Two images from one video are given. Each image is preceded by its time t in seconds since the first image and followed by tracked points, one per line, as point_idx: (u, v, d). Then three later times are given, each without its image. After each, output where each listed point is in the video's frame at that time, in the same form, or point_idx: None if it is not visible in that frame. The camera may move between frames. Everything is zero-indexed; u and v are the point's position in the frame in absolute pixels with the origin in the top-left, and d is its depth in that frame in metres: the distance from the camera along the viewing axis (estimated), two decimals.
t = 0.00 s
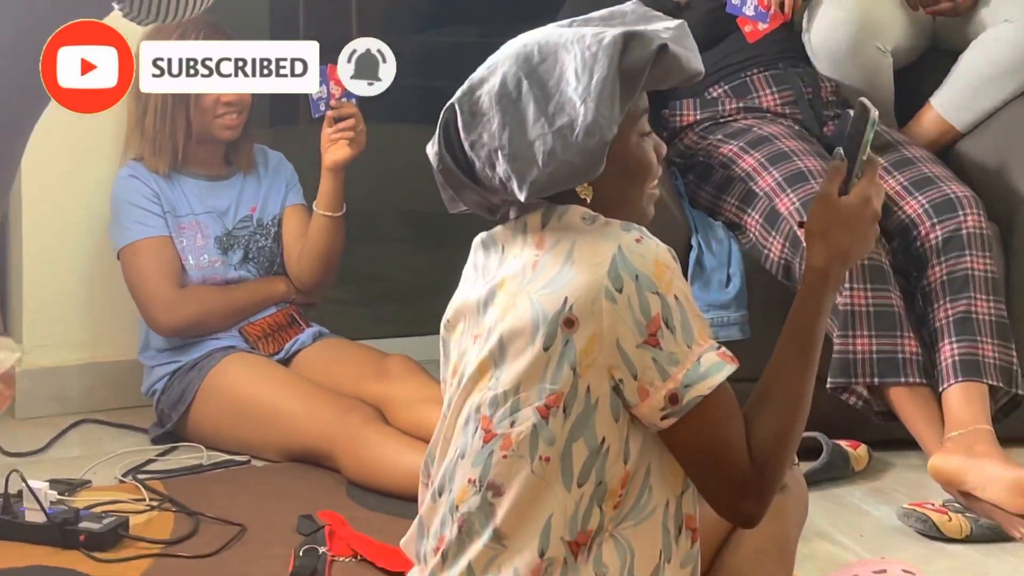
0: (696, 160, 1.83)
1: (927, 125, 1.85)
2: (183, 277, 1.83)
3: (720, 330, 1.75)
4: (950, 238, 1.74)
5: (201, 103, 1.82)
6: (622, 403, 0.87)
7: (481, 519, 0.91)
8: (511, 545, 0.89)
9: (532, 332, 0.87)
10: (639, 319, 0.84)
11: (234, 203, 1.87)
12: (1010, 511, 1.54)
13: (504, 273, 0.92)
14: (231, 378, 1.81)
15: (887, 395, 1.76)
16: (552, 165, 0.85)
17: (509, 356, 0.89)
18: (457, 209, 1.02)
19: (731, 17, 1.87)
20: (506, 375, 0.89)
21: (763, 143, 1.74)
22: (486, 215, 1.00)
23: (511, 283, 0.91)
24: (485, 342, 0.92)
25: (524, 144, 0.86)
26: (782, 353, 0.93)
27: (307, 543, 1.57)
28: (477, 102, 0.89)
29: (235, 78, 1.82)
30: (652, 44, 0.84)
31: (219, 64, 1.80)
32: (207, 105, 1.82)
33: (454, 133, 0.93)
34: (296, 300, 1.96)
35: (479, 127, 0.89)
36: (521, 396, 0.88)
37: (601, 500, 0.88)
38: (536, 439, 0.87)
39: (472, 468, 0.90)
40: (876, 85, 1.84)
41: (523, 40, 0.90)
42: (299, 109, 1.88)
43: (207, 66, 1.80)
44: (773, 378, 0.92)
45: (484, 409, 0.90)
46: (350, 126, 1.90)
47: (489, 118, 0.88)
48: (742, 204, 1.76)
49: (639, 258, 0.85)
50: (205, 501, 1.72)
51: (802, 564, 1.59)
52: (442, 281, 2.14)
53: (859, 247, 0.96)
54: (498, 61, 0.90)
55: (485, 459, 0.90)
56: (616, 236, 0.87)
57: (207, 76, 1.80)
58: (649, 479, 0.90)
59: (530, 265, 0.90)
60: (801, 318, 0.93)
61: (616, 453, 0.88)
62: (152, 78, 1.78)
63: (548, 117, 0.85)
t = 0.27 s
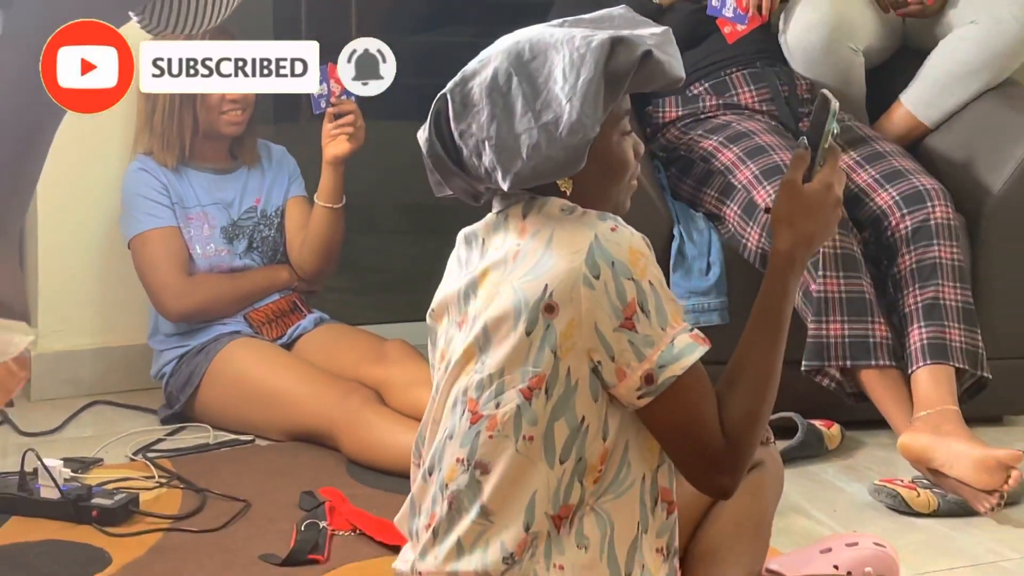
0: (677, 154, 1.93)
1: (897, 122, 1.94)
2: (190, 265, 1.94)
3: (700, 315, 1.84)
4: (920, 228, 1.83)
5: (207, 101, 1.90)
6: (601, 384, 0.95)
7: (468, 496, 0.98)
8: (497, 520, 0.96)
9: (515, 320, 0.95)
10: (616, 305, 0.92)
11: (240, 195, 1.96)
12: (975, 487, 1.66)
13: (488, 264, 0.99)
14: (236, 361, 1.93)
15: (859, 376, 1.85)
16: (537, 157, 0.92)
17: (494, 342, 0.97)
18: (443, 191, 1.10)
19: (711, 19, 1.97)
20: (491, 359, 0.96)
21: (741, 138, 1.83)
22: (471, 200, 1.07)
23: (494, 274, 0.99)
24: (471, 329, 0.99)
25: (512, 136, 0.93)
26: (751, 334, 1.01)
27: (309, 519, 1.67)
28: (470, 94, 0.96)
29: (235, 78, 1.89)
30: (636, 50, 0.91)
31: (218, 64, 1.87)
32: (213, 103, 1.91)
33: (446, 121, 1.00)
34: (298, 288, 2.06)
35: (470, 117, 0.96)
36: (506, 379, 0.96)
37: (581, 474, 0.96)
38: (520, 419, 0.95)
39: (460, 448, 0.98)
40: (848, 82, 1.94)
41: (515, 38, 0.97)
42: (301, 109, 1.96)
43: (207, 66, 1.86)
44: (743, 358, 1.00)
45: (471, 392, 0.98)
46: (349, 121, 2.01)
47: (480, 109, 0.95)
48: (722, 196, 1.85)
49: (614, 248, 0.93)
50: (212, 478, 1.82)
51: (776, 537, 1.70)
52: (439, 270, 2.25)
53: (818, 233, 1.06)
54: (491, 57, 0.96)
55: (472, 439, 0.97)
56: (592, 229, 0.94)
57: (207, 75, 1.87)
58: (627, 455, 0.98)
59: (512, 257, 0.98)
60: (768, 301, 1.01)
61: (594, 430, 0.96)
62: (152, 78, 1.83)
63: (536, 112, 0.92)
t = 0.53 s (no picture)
0: (663, 149, 2.03)
1: (869, 119, 2.06)
2: (202, 255, 2.03)
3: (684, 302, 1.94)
4: (892, 219, 1.93)
5: (217, 100, 2.00)
6: (590, 365, 0.98)
7: (465, 474, 1.01)
8: (492, 495, 0.99)
9: (509, 305, 0.98)
10: (604, 291, 0.95)
11: (248, 188, 2.07)
12: (944, 464, 1.76)
13: (481, 253, 1.02)
14: (246, 347, 2.01)
15: (835, 359, 1.96)
16: (530, 155, 0.94)
17: (488, 326, 1.00)
18: (438, 179, 1.13)
19: (694, 22, 2.07)
20: (486, 343, 1.00)
21: (723, 134, 1.94)
22: (464, 189, 1.11)
23: (488, 262, 1.02)
24: (466, 315, 1.02)
25: (506, 132, 0.95)
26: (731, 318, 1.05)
27: (314, 494, 1.78)
28: (467, 90, 0.98)
29: (235, 77, 1.99)
30: (629, 57, 0.93)
31: (218, 63, 1.95)
32: (223, 102, 2.01)
33: (445, 116, 1.03)
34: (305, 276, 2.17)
35: (467, 113, 0.98)
36: (501, 362, 0.99)
37: (572, 451, 1.00)
38: (514, 400, 0.98)
39: (457, 427, 1.01)
40: (824, 80, 2.06)
41: (513, 38, 0.99)
42: (307, 107, 2.07)
43: (208, 66, 1.95)
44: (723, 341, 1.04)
45: (467, 373, 1.01)
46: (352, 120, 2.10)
47: (476, 106, 0.97)
48: (704, 188, 1.96)
49: (602, 236, 0.97)
50: (223, 456, 1.93)
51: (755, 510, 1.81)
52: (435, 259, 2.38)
53: (796, 221, 1.11)
54: (489, 55, 0.98)
55: (469, 419, 1.01)
56: (581, 218, 0.98)
57: (207, 76, 1.96)
58: (615, 433, 1.02)
59: (505, 245, 1.01)
60: (749, 288, 1.06)
61: (584, 409, 0.99)
62: (152, 78, 1.93)
63: (530, 111, 0.94)
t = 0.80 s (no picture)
0: (652, 146, 2.16)
1: (846, 118, 2.17)
2: (216, 247, 2.15)
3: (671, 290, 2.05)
4: (868, 211, 2.05)
5: (231, 99, 2.12)
6: (583, 348, 1.06)
7: (465, 452, 1.08)
8: (491, 472, 1.07)
9: (506, 293, 1.05)
10: (596, 279, 1.03)
11: (260, 183, 2.19)
12: (917, 442, 1.87)
13: (478, 245, 1.09)
14: (259, 335, 2.14)
15: (815, 344, 2.08)
16: (530, 147, 1.03)
17: (486, 313, 1.07)
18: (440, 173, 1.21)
19: (681, 26, 2.19)
20: (485, 329, 1.07)
21: (709, 132, 2.06)
22: (462, 182, 1.19)
23: (485, 253, 1.09)
24: (465, 303, 1.10)
25: (506, 127, 1.04)
26: (715, 303, 1.15)
27: (323, 473, 1.90)
28: (469, 88, 1.06)
29: (236, 78, 2.09)
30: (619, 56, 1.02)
31: (219, 64, 2.05)
32: (236, 101, 2.12)
33: (447, 113, 1.11)
34: (314, 267, 2.29)
35: (469, 109, 1.07)
36: (498, 346, 1.06)
37: (566, 430, 1.08)
38: (512, 382, 1.06)
39: (457, 409, 1.09)
40: (804, 81, 2.18)
41: (511, 40, 1.08)
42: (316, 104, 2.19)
43: (207, 67, 2.04)
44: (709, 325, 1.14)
45: (467, 357, 1.08)
46: (358, 119, 2.23)
47: (477, 102, 1.05)
48: (691, 183, 2.08)
49: (594, 228, 1.05)
50: (236, 437, 2.04)
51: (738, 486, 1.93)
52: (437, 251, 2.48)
53: (775, 211, 1.21)
54: (489, 56, 1.07)
55: (468, 401, 1.08)
56: (574, 210, 1.05)
57: (207, 76, 2.06)
58: (606, 412, 1.10)
59: (501, 237, 1.08)
60: (731, 274, 1.15)
61: (577, 390, 1.08)
62: (152, 78, 2.00)
63: (529, 108, 1.03)
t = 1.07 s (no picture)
0: (642, 144, 2.31)
1: (825, 117, 2.31)
2: (233, 240, 2.30)
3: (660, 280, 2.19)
4: (846, 205, 2.18)
5: (247, 101, 2.23)
6: (578, 334, 1.12)
7: (469, 432, 1.14)
8: (494, 450, 1.13)
9: (506, 283, 1.10)
10: (591, 268, 1.09)
11: (274, 179, 2.33)
12: (892, 423, 1.99)
13: (478, 238, 1.13)
14: (272, 322, 2.29)
15: (796, 330, 2.21)
16: (535, 140, 1.05)
17: (487, 302, 1.12)
18: (445, 152, 1.23)
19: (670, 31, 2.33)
20: (486, 316, 1.12)
21: (696, 131, 2.21)
22: (467, 166, 1.21)
23: (485, 246, 1.14)
24: (466, 293, 1.14)
25: (515, 121, 1.06)
26: (702, 291, 1.20)
27: (334, 451, 2.04)
28: (488, 78, 1.08)
29: (235, 77, 2.11)
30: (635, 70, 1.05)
31: (219, 64, 2.06)
32: (251, 102, 2.24)
33: (462, 98, 1.12)
34: (324, 258, 2.44)
35: (484, 97, 1.09)
36: (500, 333, 1.11)
37: (563, 410, 1.14)
38: (513, 366, 1.11)
39: (461, 392, 1.14)
40: (785, 82, 2.32)
41: (534, 40, 1.10)
42: (327, 105, 2.33)
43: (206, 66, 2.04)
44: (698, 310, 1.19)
45: (469, 343, 1.13)
46: (366, 119, 2.38)
47: (492, 93, 1.08)
48: (679, 178, 2.22)
49: (588, 220, 1.10)
50: (252, 418, 2.18)
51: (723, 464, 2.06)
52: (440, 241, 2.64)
53: (760, 204, 1.25)
54: (511, 51, 1.09)
55: (471, 384, 1.13)
56: (568, 203, 1.11)
57: (206, 76, 2.07)
58: (600, 393, 1.16)
59: (501, 230, 1.12)
60: (718, 261, 1.20)
61: (573, 372, 1.13)
62: (152, 77, 1.91)
63: (540, 105, 1.06)
